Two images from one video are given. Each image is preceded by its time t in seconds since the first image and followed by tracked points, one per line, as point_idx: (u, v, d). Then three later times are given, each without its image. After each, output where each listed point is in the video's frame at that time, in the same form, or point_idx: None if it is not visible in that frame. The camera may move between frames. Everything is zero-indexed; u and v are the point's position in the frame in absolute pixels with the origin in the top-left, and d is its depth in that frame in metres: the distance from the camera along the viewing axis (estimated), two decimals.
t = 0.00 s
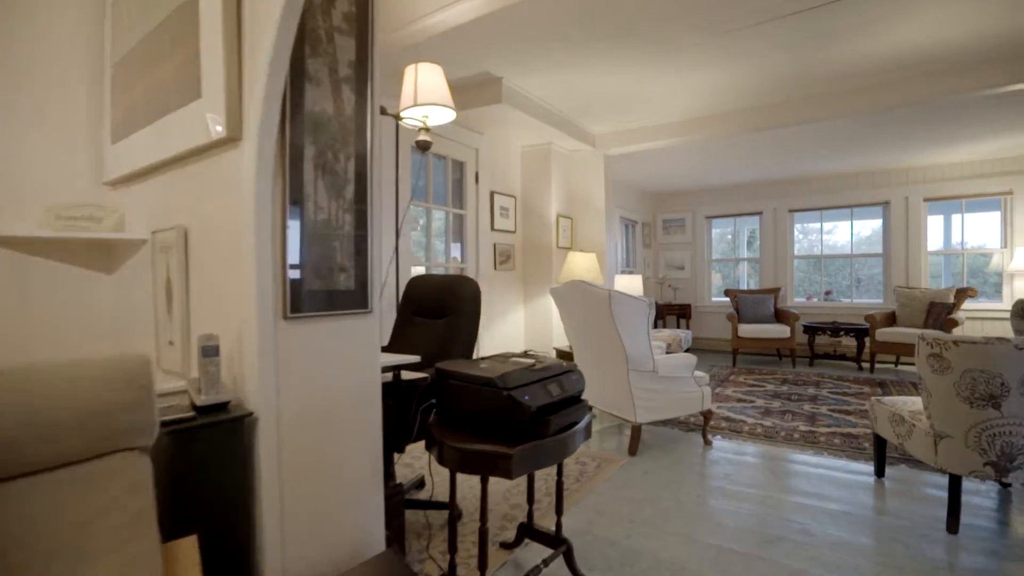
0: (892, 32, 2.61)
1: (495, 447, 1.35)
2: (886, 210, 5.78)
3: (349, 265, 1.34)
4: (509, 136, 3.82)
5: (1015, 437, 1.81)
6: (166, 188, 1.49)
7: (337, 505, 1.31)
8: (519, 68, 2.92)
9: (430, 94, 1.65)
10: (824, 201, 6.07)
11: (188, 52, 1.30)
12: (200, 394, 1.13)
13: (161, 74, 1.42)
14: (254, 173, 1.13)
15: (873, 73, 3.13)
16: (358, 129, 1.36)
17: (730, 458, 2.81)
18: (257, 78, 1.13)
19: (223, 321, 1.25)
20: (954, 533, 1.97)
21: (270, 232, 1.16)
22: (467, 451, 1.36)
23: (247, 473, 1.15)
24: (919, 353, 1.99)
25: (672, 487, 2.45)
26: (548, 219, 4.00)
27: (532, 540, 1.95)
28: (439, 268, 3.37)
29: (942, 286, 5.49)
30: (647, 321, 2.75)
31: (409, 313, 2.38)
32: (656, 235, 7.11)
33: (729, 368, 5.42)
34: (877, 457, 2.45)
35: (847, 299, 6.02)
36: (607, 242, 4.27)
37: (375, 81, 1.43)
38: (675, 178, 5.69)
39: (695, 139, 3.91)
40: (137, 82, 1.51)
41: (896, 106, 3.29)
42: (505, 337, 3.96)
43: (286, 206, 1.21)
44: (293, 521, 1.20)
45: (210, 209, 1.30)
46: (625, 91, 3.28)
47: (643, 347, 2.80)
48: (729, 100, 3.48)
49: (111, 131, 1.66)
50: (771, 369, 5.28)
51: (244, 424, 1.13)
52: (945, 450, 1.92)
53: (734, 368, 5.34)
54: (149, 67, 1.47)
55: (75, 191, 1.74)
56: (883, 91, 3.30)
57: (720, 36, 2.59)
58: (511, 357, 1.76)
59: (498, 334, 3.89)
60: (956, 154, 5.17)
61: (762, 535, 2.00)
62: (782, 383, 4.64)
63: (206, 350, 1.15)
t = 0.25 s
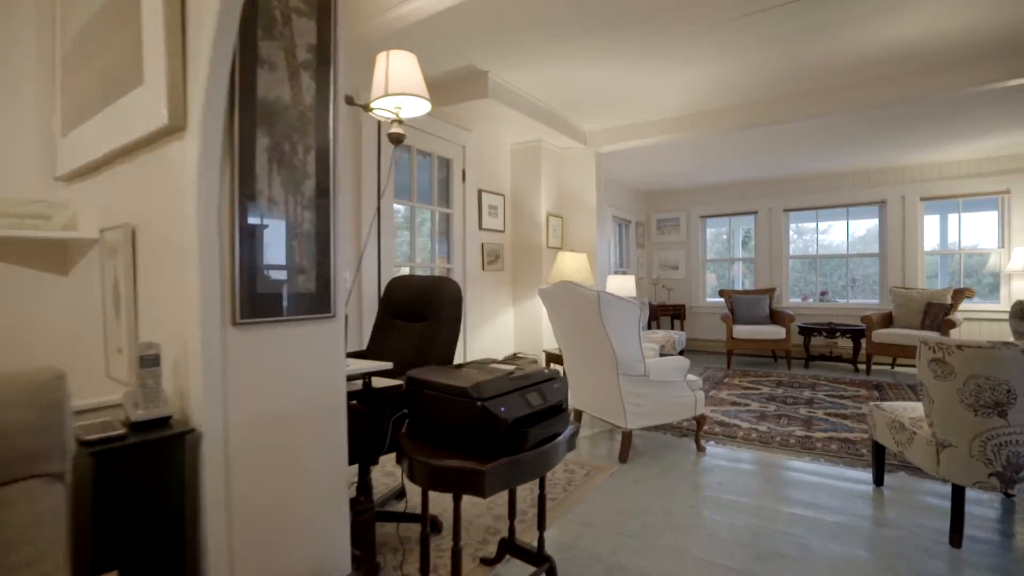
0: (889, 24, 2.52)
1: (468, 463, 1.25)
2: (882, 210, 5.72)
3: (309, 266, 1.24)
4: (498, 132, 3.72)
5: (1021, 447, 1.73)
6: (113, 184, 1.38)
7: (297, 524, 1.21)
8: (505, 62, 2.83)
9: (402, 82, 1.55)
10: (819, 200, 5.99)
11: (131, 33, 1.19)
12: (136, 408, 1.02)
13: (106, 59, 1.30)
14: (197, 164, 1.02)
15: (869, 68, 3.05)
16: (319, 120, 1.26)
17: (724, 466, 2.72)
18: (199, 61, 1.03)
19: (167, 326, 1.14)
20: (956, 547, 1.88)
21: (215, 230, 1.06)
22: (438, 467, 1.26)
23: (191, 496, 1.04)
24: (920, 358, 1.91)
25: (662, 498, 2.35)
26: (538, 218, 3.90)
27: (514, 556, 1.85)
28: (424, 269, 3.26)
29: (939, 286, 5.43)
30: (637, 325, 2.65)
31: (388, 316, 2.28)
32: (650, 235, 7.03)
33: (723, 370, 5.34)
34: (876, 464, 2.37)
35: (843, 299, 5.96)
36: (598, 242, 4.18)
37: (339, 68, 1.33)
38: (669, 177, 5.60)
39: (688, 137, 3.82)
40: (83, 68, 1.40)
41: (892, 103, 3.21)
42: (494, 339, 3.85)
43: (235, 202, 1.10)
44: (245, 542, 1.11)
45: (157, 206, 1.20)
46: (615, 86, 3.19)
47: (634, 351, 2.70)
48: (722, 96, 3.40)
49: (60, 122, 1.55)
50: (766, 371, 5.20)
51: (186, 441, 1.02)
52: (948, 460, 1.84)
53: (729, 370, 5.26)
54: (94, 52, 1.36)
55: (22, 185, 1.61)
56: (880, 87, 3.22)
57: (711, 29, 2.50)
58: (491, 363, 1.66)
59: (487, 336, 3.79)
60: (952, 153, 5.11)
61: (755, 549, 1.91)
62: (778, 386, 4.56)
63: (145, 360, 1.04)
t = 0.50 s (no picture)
0: (892, 15, 2.43)
1: (443, 480, 1.15)
2: (884, 209, 5.62)
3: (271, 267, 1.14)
4: (490, 129, 3.63)
5: None
6: (64, 178, 1.28)
7: (257, 547, 1.11)
8: (495, 54, 2.73)
9: (378, 70, 1.45)
10: (819, 199, 5.90)
11: (75, 13, 1.09)
12: (70, 423, 0.93)
13: (52, 43, 1.21)
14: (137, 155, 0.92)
15: (872, 62, 2.95)
16: (282, 109, 1.16)
17: (723, 473, 2.62)
18: (141, 40, 0.93)
19: (112, 333, 1.05)
20: (967, 562, 1.78)
21: (160, 227, 0.96)
22: (411, 485, 1.17)
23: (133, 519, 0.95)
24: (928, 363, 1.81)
25: (658, 507, 2.26)
26: (532, 217, 3.80)
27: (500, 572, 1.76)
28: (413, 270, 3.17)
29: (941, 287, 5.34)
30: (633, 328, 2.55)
31: (372, 319, 2.18)
32: (648, 234, 6.93)
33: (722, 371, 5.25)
34: (880, 472, 2.28)
35: (843, 299, 5.86)
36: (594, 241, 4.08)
37: (306, 53, 1.23)
38: (667, 175, 5.51)
39: (686, 133, 3.72)
40: (32, 54, 1.30)
41: (896, 97, 3.12)
42: (487, 341, 3.76)
43: (183, 197, 1.00)
44: (205, 557, 1.03)
45: (103, 201, 1.10)
46: (610, 80, 3.09)
47: (629, 355, 2.60)
48: (720, 90, 3.30)
49: (11, 114, 1.45)
50: (765, 373, 5.11)
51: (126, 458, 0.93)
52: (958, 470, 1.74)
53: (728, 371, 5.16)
54: (42, 36, 1.26)
55: None
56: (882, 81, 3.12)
57: (708, 18, 2.40)
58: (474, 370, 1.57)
59: (480, 338, 3.69)
60: (955, 151, 5.01)
61: (754, 563, 1.81)
62: (778, 388, 4.47)
63: (81, 370, 0.95)
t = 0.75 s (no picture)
0: (899, 3, 2.32)
1: (416, 502, 1.05)
2: (887, 207, 5.52)
3: (226, 266, 1.04)
4: (484, 124, 3.53)
5: None
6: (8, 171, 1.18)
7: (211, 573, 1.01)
8: (486, 45, 2.63)
9: (352, 54, 1.35)
10: (822, 198, 5.79)
11: None
12: None
13: None
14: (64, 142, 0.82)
15: (877, 54, 2.84)
16: (240, 94, 1.06)
17: (723, 481, 2.52)
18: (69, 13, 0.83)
19: (45, 341, 0.94)
20: None
21: (92, 223, 0.86)
22: (381, 507, 1.06)
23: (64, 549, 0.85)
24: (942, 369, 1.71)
25: (655, 518, 2.15)
26: (527, 215, 3.70)
27: None
28: (403, 270, 3.07)
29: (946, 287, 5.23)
30: (630, 330, 2.44)
31: (355, 321, 2.08)
32: (647, 233, 6.83)
33: (722, 373, 5.15)
34: (888, 482, 2.17)
35: (846, 300, 5.76)
36: (591, 240, 3.97)
37: (268, 32, 1.13)
38: (666, 173, 5.41)
39: (685, 129, 3.62)
40: None
41: (901, 91, 3.01)
42: (481, 343, 3.65)
43: (120, 189, 0.89)
44: None
45: (40, 195, 1.00)
46: (606, 73, 2.99)
47: (627, 359, 2.49)
48: (720, 85, 3.20)
49: None
50: (767, 374, 5.01)
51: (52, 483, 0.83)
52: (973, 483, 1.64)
53: (728, 373, 5.06)
54: None
55: None
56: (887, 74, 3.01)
57: (706, 7, 2.30)
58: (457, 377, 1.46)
59: (474, 340, 3.59)
60: (961, 147, 4.91)
61: None
62: (780, 391, 4.36)
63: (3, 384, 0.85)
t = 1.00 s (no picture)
0: None
1: (384, 531, 0.94)
2: (892, 206, 5.40)
3: (170, 266, 0.92)
4: (478, 119, 3.41)
5: None
6: None
7: None
8: (477, 36, 2.52)
9: (321, 35, 1.23)
10: (825, 196, 5.67)
11: None
12: None
13: None
14: None
15: (884, 45, 2.73)
16: (187, 74, 0.95)
17: (725, 490, 2.41)
18: None
19: None
20: None
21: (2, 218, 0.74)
22: (345, 536, 0.95)
23: None
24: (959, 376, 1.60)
25: (653, 532, 2.04)
26: (522, 214, 3.59)
27: None
28: (393, 270, 2.95)
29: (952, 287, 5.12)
30: (627, 333, 2.33)
31: (336, 324, 1.97)
32: (646, 233, 6.72)
33: (723, 375, 5.04)
34: (900, 493, 2.06)
35: (850, 300, 5.65)
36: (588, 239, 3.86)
37: (221, 7, 1.02)
38: (666, 170, 5.30)
39: (685, 125, 3.51)
40: None
41: (908, 84, 2.89)
42: (475, 345, 3.54)
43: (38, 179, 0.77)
44: None
45: None
46: (602, 65, 2.88)
47: (624, 363, 2.37)
48: (720, 78, 3.09)
49: None
50: (769, 376, 4.90)
51: None
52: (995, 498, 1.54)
53: (730, 376, 4.95)
54: None
55: None
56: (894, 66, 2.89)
57: None
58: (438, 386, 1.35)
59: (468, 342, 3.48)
60: (968, 144, 4.79)
61: None
62: (783, 393, 4.25)
63: None
